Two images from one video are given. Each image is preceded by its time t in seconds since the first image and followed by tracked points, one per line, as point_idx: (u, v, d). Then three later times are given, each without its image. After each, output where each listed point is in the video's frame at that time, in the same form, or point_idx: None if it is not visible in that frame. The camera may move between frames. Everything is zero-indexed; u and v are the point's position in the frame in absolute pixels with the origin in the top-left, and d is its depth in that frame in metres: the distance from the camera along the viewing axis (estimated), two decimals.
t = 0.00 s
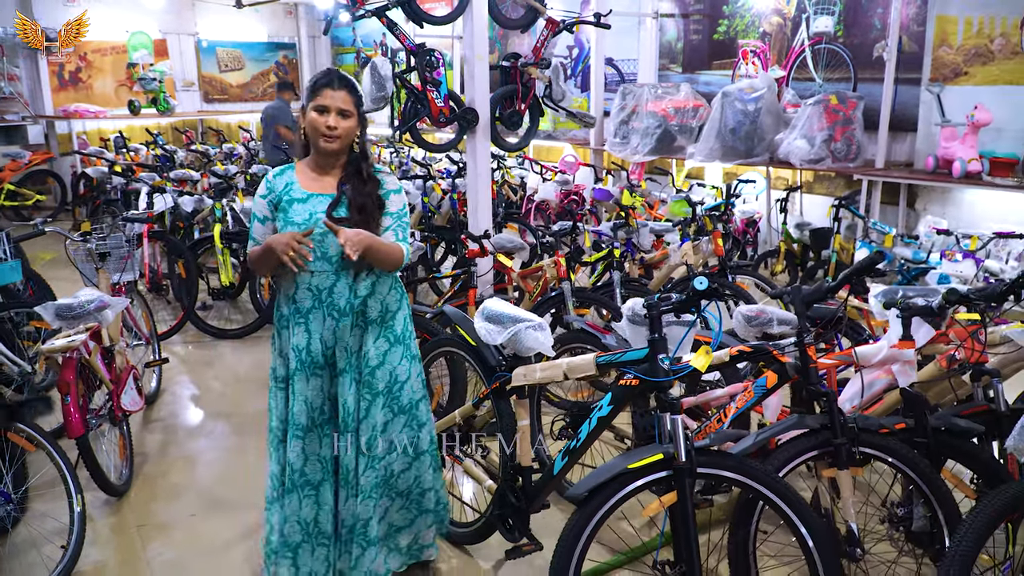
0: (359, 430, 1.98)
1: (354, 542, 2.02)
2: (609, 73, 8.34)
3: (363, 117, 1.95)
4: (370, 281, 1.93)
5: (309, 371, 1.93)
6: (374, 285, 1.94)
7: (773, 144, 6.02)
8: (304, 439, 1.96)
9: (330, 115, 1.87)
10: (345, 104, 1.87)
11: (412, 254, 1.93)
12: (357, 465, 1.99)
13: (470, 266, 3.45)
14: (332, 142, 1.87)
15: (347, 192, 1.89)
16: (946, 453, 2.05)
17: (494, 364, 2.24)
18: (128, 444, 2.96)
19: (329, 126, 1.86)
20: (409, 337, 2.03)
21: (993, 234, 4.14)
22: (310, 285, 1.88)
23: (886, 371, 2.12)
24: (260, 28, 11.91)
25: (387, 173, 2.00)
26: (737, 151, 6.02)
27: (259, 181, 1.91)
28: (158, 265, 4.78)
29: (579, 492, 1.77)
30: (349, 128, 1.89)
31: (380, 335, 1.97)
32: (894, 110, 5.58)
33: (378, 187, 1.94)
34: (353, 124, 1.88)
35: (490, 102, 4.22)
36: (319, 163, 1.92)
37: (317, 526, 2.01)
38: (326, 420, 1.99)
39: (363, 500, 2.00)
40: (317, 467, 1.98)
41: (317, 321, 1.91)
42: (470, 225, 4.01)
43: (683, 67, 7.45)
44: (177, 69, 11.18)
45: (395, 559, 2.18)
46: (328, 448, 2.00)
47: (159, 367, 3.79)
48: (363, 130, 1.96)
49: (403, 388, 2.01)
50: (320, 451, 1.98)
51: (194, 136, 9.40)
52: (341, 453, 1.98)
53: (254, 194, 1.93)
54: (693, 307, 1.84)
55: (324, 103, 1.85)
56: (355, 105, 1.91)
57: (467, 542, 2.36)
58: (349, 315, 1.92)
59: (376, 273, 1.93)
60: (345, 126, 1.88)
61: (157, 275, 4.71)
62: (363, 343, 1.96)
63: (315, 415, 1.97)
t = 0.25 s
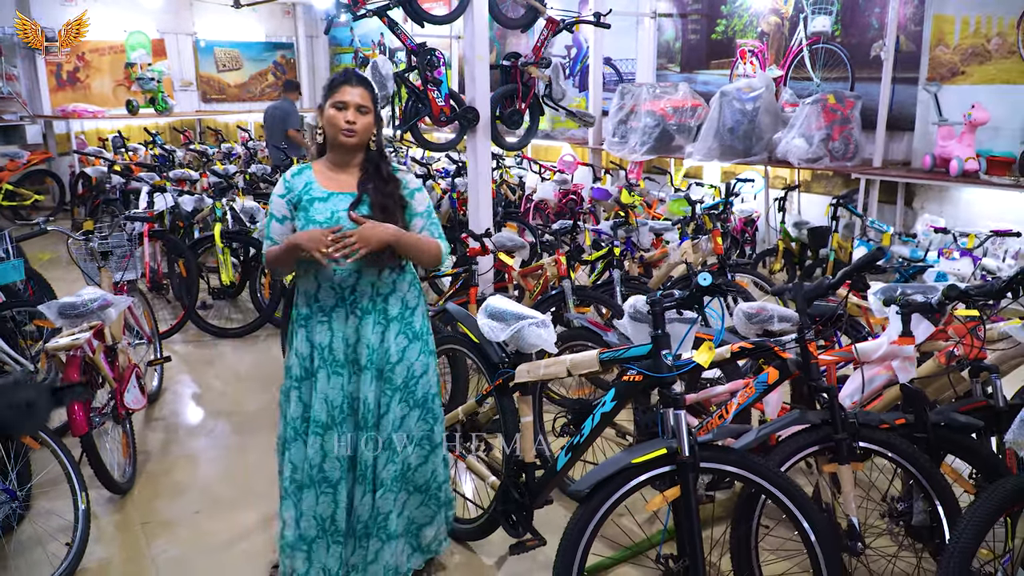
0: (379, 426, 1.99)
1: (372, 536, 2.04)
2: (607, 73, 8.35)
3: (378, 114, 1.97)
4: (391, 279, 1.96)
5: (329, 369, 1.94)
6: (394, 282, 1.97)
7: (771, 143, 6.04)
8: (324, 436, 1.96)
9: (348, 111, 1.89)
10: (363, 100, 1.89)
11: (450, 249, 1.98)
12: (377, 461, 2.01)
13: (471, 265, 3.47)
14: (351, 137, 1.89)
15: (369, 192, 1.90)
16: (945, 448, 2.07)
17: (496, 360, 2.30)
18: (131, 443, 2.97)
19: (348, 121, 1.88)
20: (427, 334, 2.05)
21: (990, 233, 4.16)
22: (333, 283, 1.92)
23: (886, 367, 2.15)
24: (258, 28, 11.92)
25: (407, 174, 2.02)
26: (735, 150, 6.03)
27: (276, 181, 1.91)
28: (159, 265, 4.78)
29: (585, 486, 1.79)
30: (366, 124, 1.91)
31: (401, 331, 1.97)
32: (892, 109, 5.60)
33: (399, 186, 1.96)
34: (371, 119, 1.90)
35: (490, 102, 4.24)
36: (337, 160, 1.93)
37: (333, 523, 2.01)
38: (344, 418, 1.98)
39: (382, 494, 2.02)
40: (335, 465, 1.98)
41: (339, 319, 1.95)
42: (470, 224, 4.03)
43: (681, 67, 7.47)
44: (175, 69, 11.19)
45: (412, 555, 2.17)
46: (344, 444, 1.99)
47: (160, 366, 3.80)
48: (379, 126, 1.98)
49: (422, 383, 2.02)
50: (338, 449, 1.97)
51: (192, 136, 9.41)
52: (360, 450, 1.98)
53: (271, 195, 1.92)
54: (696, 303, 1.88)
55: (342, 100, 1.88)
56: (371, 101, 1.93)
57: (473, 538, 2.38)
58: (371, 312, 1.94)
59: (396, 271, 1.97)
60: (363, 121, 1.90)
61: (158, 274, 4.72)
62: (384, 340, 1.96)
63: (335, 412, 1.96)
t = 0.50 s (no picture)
0: (408, 420, 2.05)
1: (395, 528, 2.11)
2: (606, 73, 8.37)
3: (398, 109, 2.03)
4: (419, 278, 2.02)
5: (357, 368, 1.98)
6: (422, 281, 2.03)
7: (770, 142, 6.06)
8: (349, 435, 1.99)
9: (372, 103, 1.94)
10: (385, 92, 1.95)
11: (466, 257, 2.12)
12: (405, 455, 2.07)
13: (473, 264, 3.48)
14: (375, 129, 1.95)
15: (399, 193, 1.97)
16: (945, 444, 2.08)
17: (498, 358, 2.31)
18: (134, 440, 2.97)
19: (373, 114, 1.94)
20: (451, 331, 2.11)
21: (989, 231, 4.17)
22: (363, 284, 1.99)
23: (886, 364, 2.16)
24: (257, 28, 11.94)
25: (434, 177, 2.08)
26: (734, 149, 6.05)
27: (303, 181, 1.96)
28: (160, 264, 4.79)
29: (590, 482, 1.80)
30: (390, 116, 1.97)
31: (429, 328, 2.03)
32: (891, 109, 5.62)
33: (426, 188, 2.02)
34: (394, 110, 1.96)
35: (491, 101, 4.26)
36: (363, 154, 1.98)
37: (351, 521, 2.04)
38: (368, 415, 2.00)
39: (411, 487, 2.09)
40: (358, 464, 2.01)
41: (367, 317, 1.99)
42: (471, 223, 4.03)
43: (680, 66, 7.49)
44: (174, 69, 11.20)
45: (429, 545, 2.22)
46: (366, 442, 2.01)
47: (161, 364, 3.81)
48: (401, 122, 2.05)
49: (447, 378, 2.09)
50: (362, 448, 2.01)
51: (191, 136, 9.41)
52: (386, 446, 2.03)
53: (297, 193, 1.97)
54: (701, 300, 1.89)
55: (364, 92, 1.93)
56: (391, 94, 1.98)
57: (478, 534, 2.40)
58: (401, 311, 2.00)
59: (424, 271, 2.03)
60: (387, 115, 1.95)
61: (159, 273, 4.73)
62: (413, 336, 2.01)
63: (360, 412, 1.99)
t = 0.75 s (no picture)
0: (426, 415, 2.13)
1: (416, 524, 2.18)
2: (605, 72, 8.37)
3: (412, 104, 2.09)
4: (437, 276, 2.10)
5: (376, 362, 2.05)
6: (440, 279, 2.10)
7: (770, 141, 6.06)
8: (368, 428, 2.06)
9: (385, 105, 2.00)
10: (395, 92, 2.00)
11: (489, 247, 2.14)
12: (424, 449, 2.15)
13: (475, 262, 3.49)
14: (396, 128, 2.00)
15: (422, 185, 2.05)
16: (946, 440, 2.09)
17: (501, 355, 2.32)
18: (137, 439, 2.97)
19: (388, 115, 1.99)
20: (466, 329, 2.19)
21: (989, 230, 4.18)
22: (383, 279, 2.04)
23: (888, 362, 2.17)
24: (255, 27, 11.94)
25: (456, 172, 2.15)
26: (734, 148, 6.05)
27: (329, 176, 2.02)
28: (161, 263, 4.80)
29: (595, 477, 1.81)
30: (406, 112, 2.03)
31: (446, 325, 2.11)
32: (890, 108, 5.63)
33: (449, 181, 2.09)
34: (410, 106, 2.02)
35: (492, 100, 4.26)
36: (386, 153, 2.06)
37: (368, 514, 2.10)
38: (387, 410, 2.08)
39: (431, 483, 2.17)
40: (376, 457, 2.08)
41: (388, 313, 2.05)
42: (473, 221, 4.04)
43: (679, 65, 7.49)
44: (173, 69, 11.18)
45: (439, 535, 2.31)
46: (385, 436, 2.08)
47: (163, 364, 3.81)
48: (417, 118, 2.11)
49: (463, 375, 2.16)
50: (380, 441, 2.08)
51: (190, 135, 9.39)
52: (404, 440, 2.10)
53: (323, 187, 2.02)
54: (704, 297, 1.90)
55: (375, 96, 1.99)
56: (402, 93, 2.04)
57: (481, 531, 2.41)
58: (418, 308, 2.08)
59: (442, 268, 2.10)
60: (403, 111, 2.01)
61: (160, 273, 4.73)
62: (431, 333, 2.12)
63: (378, 405, 2.06)
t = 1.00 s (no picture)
0: (439, 416, 2.14)
1: (430, 526, 2.19)
2: (604, 72, 8.37)
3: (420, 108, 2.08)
4: (448, 276, 2.10)
5: (388, 362, 2.07)
6: (451, 278, 2.10)
7: (769, 141, 6.06)
8: (382, 427, 2.09)
9: (393, 114, 1.99)
10: (402, 100, 1.99)
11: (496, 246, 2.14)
12: (437, 451, 2.16)
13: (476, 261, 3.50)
14: (404, 139, 2.00)
15: (430, 185, 2.05)
16: (948, 437, 2.10)
17: (504, 354, 2.32)
18: (139, 439, 2.97)
19: (396, 126, 1.99)
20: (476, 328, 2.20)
21: (988, 229, 4.19)
22: (394, 279, 2.05)
23: (890, 359, 2.17)
24: (254, 27, 11.95)
25: (462, 170, 2.16)
26: (733, 148, 6.06)
27: (336, 180, 2.03)
28: (161, 263, 4.80)
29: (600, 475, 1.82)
30: (414, 120, 2.02)
31: (457, 324, 2.13)
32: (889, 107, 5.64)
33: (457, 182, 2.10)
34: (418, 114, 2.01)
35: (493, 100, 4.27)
36: (394, 162, 2.05)
37: (384, 512, 2.15)
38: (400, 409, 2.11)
39: (442, 485, 2.17)
40: (391, 456, 2.11)
41: (399, 314, 2.08)
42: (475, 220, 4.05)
43: (679, 65, 7.50)
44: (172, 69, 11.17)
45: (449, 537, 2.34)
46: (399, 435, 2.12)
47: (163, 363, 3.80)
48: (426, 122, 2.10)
49: (474, 374, 2.18)
50: (394, 440, 2.11)
51: (189, 135, 9.38)
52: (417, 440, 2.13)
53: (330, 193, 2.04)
54: (707, 295, 1.90)
55: (385, 106, 1.97)
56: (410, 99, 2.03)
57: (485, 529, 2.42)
58: (429, 307, 2.09)
59: (452, 266, 2.10)
60: (410, 120, 2.01)
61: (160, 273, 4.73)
62: (441, 332, 2.12)
63: (391, 405, 2.09)
